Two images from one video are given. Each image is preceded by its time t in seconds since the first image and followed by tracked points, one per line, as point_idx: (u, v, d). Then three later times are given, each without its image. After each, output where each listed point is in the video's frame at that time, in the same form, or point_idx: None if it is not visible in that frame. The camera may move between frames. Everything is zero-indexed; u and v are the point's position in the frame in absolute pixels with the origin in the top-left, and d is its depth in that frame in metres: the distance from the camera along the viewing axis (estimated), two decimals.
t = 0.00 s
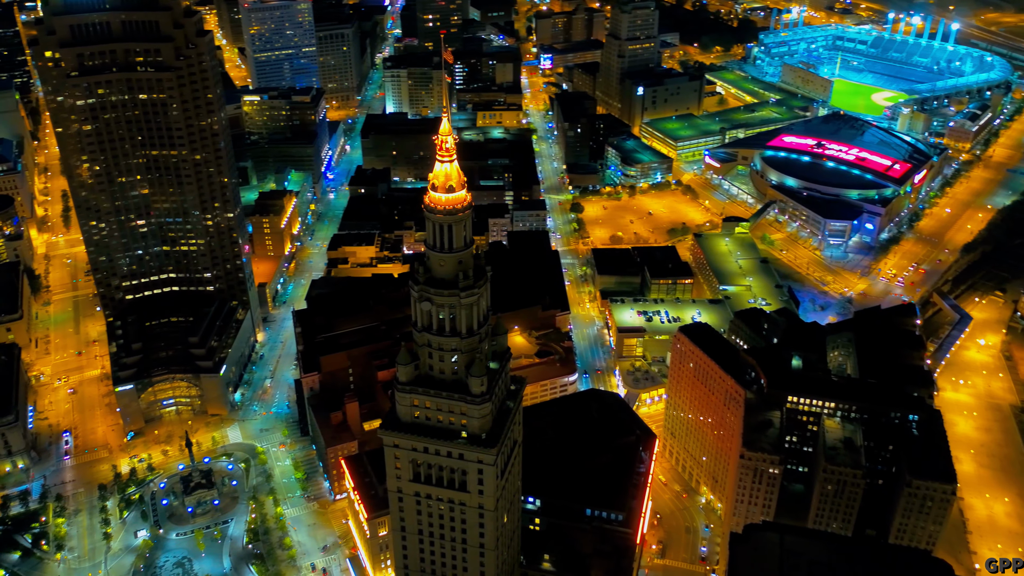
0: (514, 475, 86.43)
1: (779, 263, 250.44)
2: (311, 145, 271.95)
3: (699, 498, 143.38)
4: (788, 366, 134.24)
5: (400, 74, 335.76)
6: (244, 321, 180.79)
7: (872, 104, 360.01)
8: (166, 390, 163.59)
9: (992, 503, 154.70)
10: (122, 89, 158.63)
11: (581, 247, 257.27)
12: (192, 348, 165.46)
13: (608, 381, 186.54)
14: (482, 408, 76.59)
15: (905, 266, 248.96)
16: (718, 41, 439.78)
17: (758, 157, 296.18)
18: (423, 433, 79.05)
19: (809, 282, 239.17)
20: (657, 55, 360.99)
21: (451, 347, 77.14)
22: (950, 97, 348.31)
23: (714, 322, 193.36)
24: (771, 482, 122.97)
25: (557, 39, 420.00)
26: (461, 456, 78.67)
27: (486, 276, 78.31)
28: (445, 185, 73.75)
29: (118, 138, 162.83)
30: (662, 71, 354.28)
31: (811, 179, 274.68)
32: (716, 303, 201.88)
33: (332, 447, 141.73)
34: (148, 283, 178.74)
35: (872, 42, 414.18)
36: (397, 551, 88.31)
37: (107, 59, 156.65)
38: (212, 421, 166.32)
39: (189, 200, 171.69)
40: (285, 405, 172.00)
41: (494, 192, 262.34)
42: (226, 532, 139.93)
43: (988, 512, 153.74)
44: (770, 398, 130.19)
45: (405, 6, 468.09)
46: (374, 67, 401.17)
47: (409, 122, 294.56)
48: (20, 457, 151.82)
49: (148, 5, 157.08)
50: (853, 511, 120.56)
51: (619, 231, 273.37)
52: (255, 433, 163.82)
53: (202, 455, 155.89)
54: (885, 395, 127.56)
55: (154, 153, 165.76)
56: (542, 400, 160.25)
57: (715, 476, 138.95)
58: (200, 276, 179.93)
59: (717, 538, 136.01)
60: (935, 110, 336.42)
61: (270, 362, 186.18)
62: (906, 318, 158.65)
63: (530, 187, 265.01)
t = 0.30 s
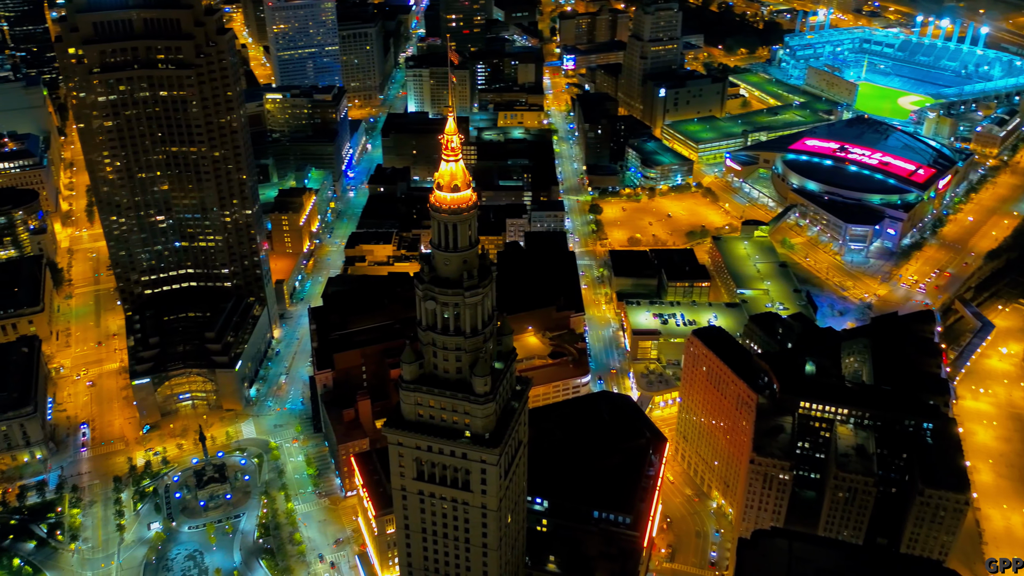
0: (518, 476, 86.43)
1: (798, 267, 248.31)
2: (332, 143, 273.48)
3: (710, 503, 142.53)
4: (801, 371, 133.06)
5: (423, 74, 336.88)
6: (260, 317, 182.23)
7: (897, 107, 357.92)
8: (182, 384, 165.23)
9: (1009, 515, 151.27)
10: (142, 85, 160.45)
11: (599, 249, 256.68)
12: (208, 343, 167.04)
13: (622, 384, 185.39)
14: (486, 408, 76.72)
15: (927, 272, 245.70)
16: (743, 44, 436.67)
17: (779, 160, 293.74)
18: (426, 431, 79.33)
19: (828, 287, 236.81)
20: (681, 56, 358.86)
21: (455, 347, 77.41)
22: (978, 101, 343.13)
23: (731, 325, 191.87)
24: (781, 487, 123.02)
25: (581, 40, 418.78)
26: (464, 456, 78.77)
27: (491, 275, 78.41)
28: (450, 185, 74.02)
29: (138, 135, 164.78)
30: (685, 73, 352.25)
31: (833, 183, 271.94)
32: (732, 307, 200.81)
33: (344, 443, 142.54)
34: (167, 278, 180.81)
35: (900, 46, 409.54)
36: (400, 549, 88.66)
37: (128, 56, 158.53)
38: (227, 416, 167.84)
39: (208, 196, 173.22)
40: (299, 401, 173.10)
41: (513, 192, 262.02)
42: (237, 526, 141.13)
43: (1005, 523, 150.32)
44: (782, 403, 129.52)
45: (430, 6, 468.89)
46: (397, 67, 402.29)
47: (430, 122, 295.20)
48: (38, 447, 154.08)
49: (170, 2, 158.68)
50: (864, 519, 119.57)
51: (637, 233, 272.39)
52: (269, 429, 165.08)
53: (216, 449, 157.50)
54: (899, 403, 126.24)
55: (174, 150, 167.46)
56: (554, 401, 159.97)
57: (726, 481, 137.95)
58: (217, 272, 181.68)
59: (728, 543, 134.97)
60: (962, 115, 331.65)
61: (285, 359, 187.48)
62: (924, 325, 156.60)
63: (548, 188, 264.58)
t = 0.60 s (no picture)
0: (521, 477, 86.38)
1: (817, 272, 246.18)
2: (352, 142, 274.71)
3: (720, 507, 141.51)
4: (813, 376, 131.85)
5: (443, 74, 337.87)
6: (275, 314, 183.52)
7: (922, 111, 354.59)
8: (197, 379, 166.62)
9: None
10: (162, 83, 162.06)
11: (616, 250, 256.02)
12: (223, 339, 168.40)
13: (635, 387, 184.54)
14: (489, 408, 76.79)
15: (948, 279, 242.65)
16: (767, 46, 433.92)
17: (800, 164, 291.34)
18: (430, 430, 79.60)
19: (846, 292, 234.49)
20: (702, 58, 356.76)
21: (459, 346, 77.55)
22: (1005, 106, 338.00)
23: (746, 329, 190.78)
24: (791, 493, 122.37)
25: (603, 41, 417.71)
26: (467, 455, 78.86)
27: (496, 275, 78.55)
28: (455, 185, 74.22)
29: (158, 132, 166.45)
30: (707, 75, 350.19)
31: (853, 187, 269.20)
32: (748, 310, 199.55)
33: (355, 441, 143.30)
34: (184, 274, 182.59)
35: (926, 49, 405.41)
36: (404, 547, 88.95)
37: (148, 53, 160.12)
38: (241, 412, 169.19)
39: (226, 194, 174.71)
40: (312, 398, 174.09)
41: (530, 192, 261.63)
42: (248, 521, 142.19)
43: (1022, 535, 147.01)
44: (793, 408, 128.56)
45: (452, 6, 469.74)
46: (419, 66, 403.40)
47: (449, 122, 295.77)
48: (54, 439, 156.10)
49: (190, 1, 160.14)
50: (875, 527, 119.00)
51: (655, 235, 271.24)
52: (282, 425, 166.18)
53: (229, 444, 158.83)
54: (912, 410, 124.82)
55: (192, 147, 168.93)
56: (565, 402, 159.70)
57: (736, 486, 136.87)
58: (234, 269, 183.32)
59: (737, 549, 133.90)
60: (989, 119, 326.19)
61: (300, 356, 188.61)
62: (941, 332, 154.66)
63: (566, 189, 264.12)
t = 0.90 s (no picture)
0: (526, 477, 86.35)
1: (836, 276, 243.88)
2: (371, 141, 275.87)
3: (731, 512, 140.52)
4: (827, 382, 130.59)
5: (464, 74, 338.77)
6: (291, 311, 184.74)
7: (947, 116, 348.35)
8: (212, 375, 168.01)
9: None
10: (182, 80, 163.79)
11: (633, 252, 255.24)
12: (238, 335, 169.68)
13: (648, 389, 183.86)
14: (492, 408, 76.87)
15: (970, 285, 239.47)
16: (791, 48, 430.95)
17: (821, 167, 288.66)
18: (433, 429, 79.89)
19: (865, 298, 232.04)
20: (724, 60, 354.53)
21: (463, 346, 77.67)
22: None
23: (761, 333, 189.48)
24: (801, 499, 122.14)
25: (625, 42, 416.39)
26: (470, 455, 78.96)
27: (501, 275, 78.68)
28: (460, 184, 74.45)
29: (177, 129, 168.13)
30: (729, 77, 348.01)
31: (874, 192, 266.24)
32: (764, 314, 198.23)
33: (366, 438, 143.99)
34: (201, 271, 184.40)
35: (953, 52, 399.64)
36: (408, 545, 89.27)
37: (168, 51, 161.69)
38: (255, 408, 170.46)
39: (243, 191, 176.18)
40: (326, 395, 175.00)
41: (548, 193, 261.38)
42: (259, 516, 143.28)
43: None
44: (805, 414, 127.49)
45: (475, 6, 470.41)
46: (441, 66, 404.42)
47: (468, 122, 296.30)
48: (71, 431, 158.19)
49: None
50: (885, 535, 118.61)
51: (672, 237, 270.08)
52: (295, 421, 167.27)
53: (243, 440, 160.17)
54: (926, 418, 123.45)
55: (211, 144, 170.50)
56: (576, 404, 159.72)
57: (747, 491, 135.81)
58: (251, 266, 184.94)
59: (747, 554, 132.89)
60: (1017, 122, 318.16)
61: (315, 353, 189.70)
62: (959, 339, 152.50)
63: (584, 190, 263.66)
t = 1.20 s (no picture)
0: (529, 477, 86.35)
1: (855, 281, 241.53)
2: (390, 140, 276.94)
3: (741, 517, 139.54)
4: (839, 387, 129.39)
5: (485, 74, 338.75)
6: (306, 308, 185.99)
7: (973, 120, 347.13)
8: (227, 370, 169.49)
9: None
10: (201, 78, 165.35)
11: (650, 254, 254.44)
12: (254, 332, 171.01)
13: (661, 392, 183.23)
14: (495, 408, 76.95)
15: (991, 292, 236.24)
16: (815, 51, 426.99)
17: (842, 171, 285.73)
18: (437, 428, 80.22)
19: (884, 303, 229.61)
20: (746, 62, 352.17)
21: (467, 346, 77.95)
22: None
23: (776, 338, 188.10)
24: (811, 505, 121.76)
25: (648, 43, 414.74)
26: (473, 454, 79.14)
27: (506, 276, 78.89)
28: (465, 184, 74.75)
29: (196, 126, 169.79)
30: (751, 79, 345.51)
31: (896, 196, 262.98)
32: (780, 319, 196.83)
33: (376, 436, 144.67)
34: (218, 267, 186.35)
35: (981, 56, 386.80)
36: (412, 543, 89.58)
37: (188, 49, 163.26)
38: (269, 404, 171.74)
39: (260, 189, 177.50)
40: (340, 392, 175.94)
41: (566, 194, 261.10)
42: (270, 511, 144.39)
43: None
44: (817, 419, 126.38)
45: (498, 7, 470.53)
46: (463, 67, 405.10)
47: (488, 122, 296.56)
48: (88, 424, 160.31)
49: None
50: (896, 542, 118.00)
51: (690, 240, 268.80)
52: (308, 418, 168.35)
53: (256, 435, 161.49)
54: (940, 425, 122.34)
55: (229, 142, 172.00)
56: (588, 405, 159.55)
57: (757, 496, 134.84)
58: (267, 263, 186.41)
59: (757, 560, 131.90)
60: None
61: (330, 350, 190.86)
62: (977, 347, 150.17)
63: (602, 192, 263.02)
